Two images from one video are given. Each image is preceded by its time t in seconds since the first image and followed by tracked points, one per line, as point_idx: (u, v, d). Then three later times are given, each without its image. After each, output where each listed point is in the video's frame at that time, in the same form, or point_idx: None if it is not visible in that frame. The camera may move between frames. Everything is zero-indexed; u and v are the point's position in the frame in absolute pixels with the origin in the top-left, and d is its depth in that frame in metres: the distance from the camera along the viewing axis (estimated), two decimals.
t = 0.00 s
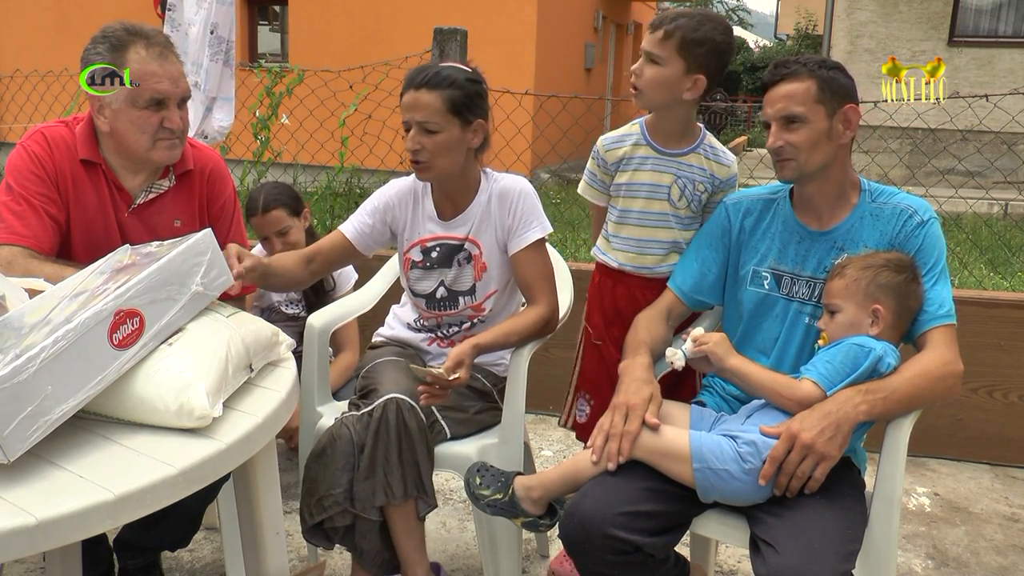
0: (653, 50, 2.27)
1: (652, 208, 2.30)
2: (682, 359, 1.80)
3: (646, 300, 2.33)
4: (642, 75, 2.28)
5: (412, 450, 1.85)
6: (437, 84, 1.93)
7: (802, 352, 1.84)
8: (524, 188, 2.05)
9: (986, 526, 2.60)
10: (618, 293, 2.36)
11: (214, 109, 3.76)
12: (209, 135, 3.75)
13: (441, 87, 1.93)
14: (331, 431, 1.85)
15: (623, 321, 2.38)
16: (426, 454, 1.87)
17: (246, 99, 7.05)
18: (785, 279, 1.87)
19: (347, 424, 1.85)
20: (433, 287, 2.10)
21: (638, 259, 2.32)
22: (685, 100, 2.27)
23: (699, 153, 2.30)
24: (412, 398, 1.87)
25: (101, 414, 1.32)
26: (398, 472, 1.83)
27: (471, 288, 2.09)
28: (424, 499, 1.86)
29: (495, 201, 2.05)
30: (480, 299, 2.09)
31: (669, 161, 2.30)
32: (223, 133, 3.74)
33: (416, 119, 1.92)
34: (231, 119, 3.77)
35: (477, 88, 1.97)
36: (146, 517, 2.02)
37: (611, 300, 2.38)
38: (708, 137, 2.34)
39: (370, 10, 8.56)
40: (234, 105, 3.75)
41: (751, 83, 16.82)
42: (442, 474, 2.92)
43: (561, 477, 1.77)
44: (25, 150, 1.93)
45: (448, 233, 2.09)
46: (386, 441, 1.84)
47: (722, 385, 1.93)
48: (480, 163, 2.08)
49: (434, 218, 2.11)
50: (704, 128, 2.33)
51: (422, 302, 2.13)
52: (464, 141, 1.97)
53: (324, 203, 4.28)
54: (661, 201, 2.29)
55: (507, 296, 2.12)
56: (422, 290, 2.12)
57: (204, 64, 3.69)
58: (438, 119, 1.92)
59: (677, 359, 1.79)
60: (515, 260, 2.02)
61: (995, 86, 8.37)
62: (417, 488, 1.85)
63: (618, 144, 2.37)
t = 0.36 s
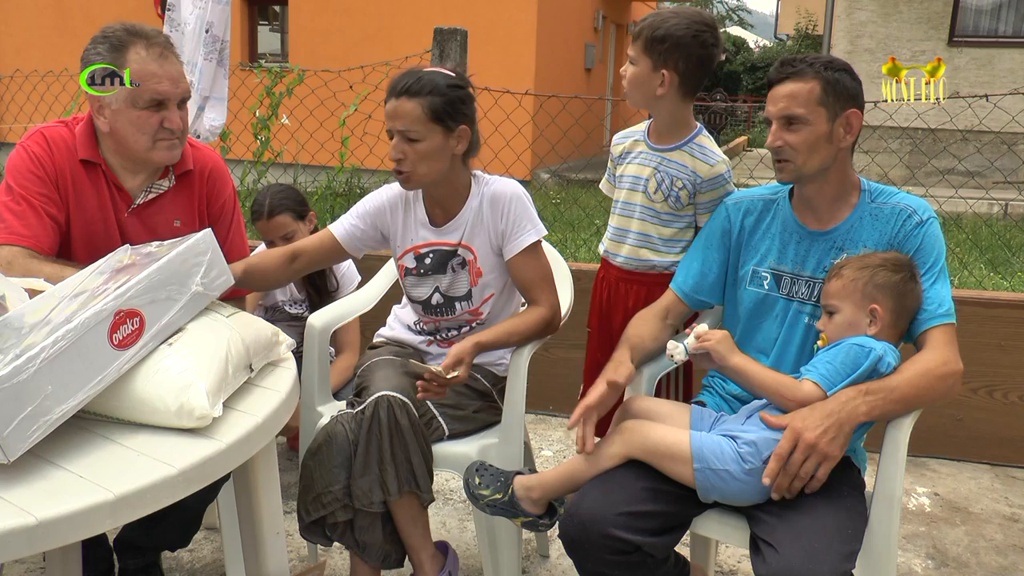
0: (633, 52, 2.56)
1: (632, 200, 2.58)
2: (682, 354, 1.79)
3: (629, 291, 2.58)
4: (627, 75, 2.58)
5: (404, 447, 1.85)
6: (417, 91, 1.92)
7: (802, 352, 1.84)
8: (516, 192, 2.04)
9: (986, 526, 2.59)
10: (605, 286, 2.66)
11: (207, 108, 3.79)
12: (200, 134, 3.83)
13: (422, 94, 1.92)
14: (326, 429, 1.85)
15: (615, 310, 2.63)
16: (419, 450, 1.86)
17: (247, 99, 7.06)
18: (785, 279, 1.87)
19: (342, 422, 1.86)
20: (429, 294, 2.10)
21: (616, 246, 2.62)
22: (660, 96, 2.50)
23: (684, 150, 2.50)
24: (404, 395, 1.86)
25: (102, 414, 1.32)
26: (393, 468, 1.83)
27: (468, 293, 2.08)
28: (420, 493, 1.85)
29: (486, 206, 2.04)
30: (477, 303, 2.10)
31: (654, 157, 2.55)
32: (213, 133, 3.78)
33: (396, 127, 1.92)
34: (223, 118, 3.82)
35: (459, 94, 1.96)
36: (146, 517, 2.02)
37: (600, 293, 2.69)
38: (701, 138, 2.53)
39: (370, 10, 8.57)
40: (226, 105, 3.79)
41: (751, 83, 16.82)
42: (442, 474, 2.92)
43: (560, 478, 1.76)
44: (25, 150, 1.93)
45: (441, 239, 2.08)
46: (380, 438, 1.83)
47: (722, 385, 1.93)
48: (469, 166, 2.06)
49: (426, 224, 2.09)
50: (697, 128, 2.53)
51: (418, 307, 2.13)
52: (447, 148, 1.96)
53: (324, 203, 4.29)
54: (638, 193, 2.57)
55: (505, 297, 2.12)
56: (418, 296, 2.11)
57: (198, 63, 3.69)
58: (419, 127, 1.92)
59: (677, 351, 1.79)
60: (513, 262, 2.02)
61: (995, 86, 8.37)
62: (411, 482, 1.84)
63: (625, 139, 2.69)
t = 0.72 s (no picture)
0: (621, 57, 2.61)
1: (628, 204, 2.61)
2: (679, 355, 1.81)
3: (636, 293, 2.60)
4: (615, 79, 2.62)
5: (403, 446, 1.84)
6: (407, 88, 1.94)
7: (802, 352, 1.84)
8: (514, 194, 2.04)
9: (986, 526, 2.59)
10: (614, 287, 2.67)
11: (210, 109, 3.76)
12: (206, 136, 3.78)
13: (410, 92, 1.94)
14: (326, 429, 1.85)
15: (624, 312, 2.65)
16: (418, 450, 1.86)
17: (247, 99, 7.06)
18: (786, 279, 1.87)
19: (341, 422, 1.86)
20: (428, 297, 2.09)
21: (620, 249, 2.63)
22: (646, 100, 2.55)
23: (671, 152, 2.52)
24: (403, 394, 1.86)
25: (101, 414, 1.32)
26: (391, 468, 1.82)
27: (467, 295, 2.08)
28: (418, 494, 1.85)
29: (484, 207, 2.04)
30: (476, 306, 2.10)
31: (644, 160, 2.57)
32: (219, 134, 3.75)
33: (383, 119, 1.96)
34: (228, 119, 3.79)
35: (447, 96, 1.95)
36: (146, 517, 2.02)
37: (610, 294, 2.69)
38: (688, 138, 2.54)
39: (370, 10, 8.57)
40: (229, 104, 3.77)
41: (751, 83, 16.83)
42: (443, 474, 2.92)
43: (559, 478, 1.76)
44: (25, 150, 1.93)
45: (439, 241, 2.07)
46: (379, 438, 1.83)
47: (722, 385, 1.93)
48: (467, 168, 2.06)
49: (424, 227, 2.09)
50: (683, 128, 2.55)
51: (417, 310, 2.13)
52: (431, 149, 1.95)
53: (324, 203, 4.29)
54: (632, 196, 2.59)
55: (504, 299, 2.12)
56: (417, 298, 2.11)
57: (200, 63, 3.69)
58: (404, 122, 1.93)
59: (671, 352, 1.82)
60: (513, 264, 2.02)
61: (995, 86, 8.37)
62: (409, 483, 1.84)
63: (616, 143, 2.73)
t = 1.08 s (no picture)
0: (618, 61, 2.61)
1: (631, 202, 2.60)
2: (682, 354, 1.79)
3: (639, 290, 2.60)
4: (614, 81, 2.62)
5: (406, 446, 1.85)
6: (427, 84, 1.96)
7: (802, 352, 1.84)
8: (523, 193, 2.04)
9: (986, 526, 2.59)
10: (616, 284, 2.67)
11: (221, 109, 3.76)
12: (216, 136, 3.76)
13: (428, 87, 1.95)
14: (328, 429, 1.85)
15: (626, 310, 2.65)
16: (420, 450, 1.86)
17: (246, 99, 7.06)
18: (786, 279, 1.87)
19: (344, 422, 1.86)
20: (432, 294, 2.09)
21: (622, 247, 2.62)
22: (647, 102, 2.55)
23: (672, 150, 2.53)
24: (407, 395, 1.87)
25: (101, 414, 1.32)
26: (394, 468, 1.82)
27: (471, 294, 2.08)
28: (420, 494, 1.85)
29: (492, 207, 2.04)
30: (479, 304, 2.10)
31: (646, 158, 2.57)
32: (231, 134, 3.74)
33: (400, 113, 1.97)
34: (238, 120, 3.78)
35: (465, 94, 1.96)
36: (146, 517, 2.02)
37: (612, 290, 2.69)
38: (688, 136, 2.55)
39: (370, 10, 8.57)
40: (239, 105, 3.77)
41: (751, 83, 16.84)
42: (443, 474, 2.92)
43: (559, 479, 1.77)
44: (25, 150, 1.93)
45: (445, 240, 2.08)
46: (381, 438, 1.83)
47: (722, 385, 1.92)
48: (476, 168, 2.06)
49: (431, 225, 2.09)
50: (683, 127, 2.55)
51: (420, 308, 2.13)
52: (445, 145, 1.95)
53: (325, 203, 4.29)
54: (635, 194, 2.58)
55: (507, 299, 2.12)
56: (421, 296, 2.11)
57: (210, 65, 3.68)
58: (421, 117, 1.94)
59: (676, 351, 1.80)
60: (516, 263, 2.02)
61: (995, 86, 8.37)
62: (411, 484, 1.84)
63: (617, 145, 2.72)
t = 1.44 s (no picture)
0: (619, 59, 2.61)
1: (624, 199, 2.61)
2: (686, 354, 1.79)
3: (634, 287, 2.60)
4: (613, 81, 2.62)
5: (409, 446, 1.85)
6: (445, 79, 1.96)
7: (802, 352, 1.84)
8: (532, 192, 2.06)
9: (986, 526, 2.59)
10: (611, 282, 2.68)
11: (224, 109, 3.77)
12: (221, 136, 3.77)
13: (445, 81, 1.96)
14: (331, 429, 1.85)
15: (619, 305, 2.65)
16: (423, 451, 1.86)
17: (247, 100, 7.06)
18: (786, 279, 1.87)
19: (347, 422, 1.86)
20: (438, 290, 2.08)
21: (616, 246, 2.64)
22: (646, 101, 2.55)
23: (665, 149, 2.53)
24: (412, 395, 1.87)
25: (101, 414, 1.32)
26: (395, 468, 1.82)
27: (476, 291, 2.08)
28: (422, 495, 1.85)
29: (501, 204, 2.05)
30: (484, 302, 2.09)
31: (641, 157, 2.58)
32: (233, 135, 3.74)
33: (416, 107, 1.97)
34: (242, 120, 3.76)
35: (483, 88, 1.98)
36: (146, 517, 2.02)
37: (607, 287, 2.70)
38: (683, 137, 2.54)
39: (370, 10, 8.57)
40: (243, 105, 3.77)
41: (750, 83, 16.85)
42: (443, 474, 2.92)
43: (560, 479, 1.77)
44: (25, 150, 1.93)
45: (453, 236, 2.08)
46: (382, 439, 1.83)
47: (722, 385, 1.92)
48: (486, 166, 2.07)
49: (440, 221, 2.09)
50: (679, 127, 2.54)
51: (424, 304, 2.11)
52: (463, 139, 1.96)
53: (325, 203, 4.29)
54: (628, 193, 2.60)
55: (510, 298, 2.12)
56: (426, 292, 2.10)
57: (212, 65, 3.70)
58: (439, 111, 1.94)
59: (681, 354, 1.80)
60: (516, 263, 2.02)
61: (995, 86, 8.37)
62: (413, 484, 1.84)
63: (619, 144, 2.73)
